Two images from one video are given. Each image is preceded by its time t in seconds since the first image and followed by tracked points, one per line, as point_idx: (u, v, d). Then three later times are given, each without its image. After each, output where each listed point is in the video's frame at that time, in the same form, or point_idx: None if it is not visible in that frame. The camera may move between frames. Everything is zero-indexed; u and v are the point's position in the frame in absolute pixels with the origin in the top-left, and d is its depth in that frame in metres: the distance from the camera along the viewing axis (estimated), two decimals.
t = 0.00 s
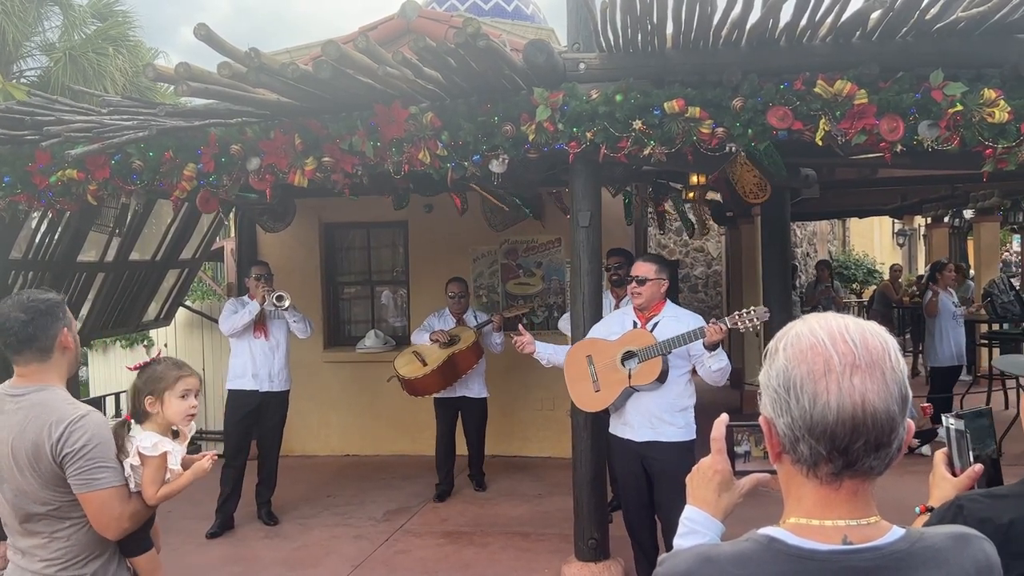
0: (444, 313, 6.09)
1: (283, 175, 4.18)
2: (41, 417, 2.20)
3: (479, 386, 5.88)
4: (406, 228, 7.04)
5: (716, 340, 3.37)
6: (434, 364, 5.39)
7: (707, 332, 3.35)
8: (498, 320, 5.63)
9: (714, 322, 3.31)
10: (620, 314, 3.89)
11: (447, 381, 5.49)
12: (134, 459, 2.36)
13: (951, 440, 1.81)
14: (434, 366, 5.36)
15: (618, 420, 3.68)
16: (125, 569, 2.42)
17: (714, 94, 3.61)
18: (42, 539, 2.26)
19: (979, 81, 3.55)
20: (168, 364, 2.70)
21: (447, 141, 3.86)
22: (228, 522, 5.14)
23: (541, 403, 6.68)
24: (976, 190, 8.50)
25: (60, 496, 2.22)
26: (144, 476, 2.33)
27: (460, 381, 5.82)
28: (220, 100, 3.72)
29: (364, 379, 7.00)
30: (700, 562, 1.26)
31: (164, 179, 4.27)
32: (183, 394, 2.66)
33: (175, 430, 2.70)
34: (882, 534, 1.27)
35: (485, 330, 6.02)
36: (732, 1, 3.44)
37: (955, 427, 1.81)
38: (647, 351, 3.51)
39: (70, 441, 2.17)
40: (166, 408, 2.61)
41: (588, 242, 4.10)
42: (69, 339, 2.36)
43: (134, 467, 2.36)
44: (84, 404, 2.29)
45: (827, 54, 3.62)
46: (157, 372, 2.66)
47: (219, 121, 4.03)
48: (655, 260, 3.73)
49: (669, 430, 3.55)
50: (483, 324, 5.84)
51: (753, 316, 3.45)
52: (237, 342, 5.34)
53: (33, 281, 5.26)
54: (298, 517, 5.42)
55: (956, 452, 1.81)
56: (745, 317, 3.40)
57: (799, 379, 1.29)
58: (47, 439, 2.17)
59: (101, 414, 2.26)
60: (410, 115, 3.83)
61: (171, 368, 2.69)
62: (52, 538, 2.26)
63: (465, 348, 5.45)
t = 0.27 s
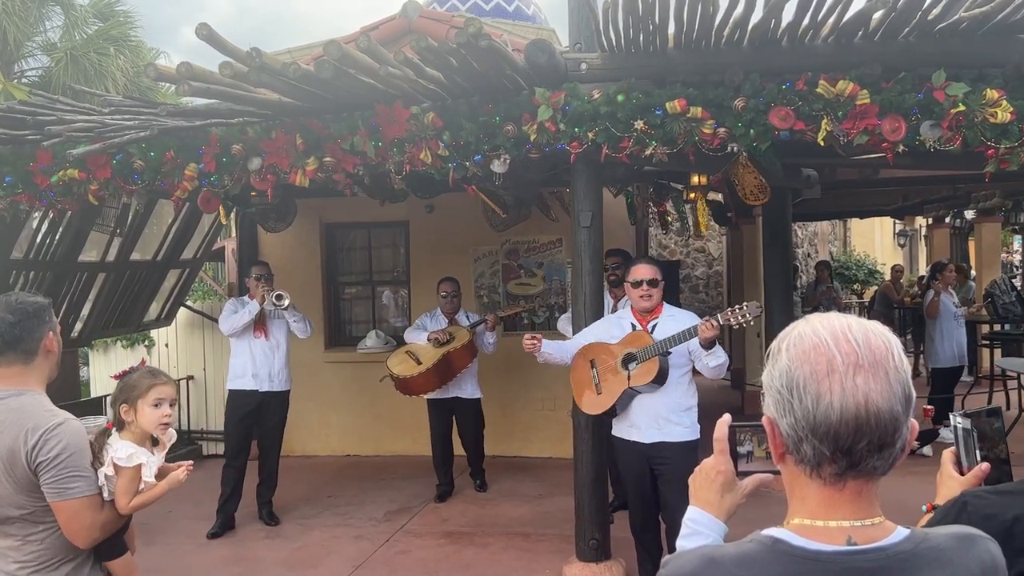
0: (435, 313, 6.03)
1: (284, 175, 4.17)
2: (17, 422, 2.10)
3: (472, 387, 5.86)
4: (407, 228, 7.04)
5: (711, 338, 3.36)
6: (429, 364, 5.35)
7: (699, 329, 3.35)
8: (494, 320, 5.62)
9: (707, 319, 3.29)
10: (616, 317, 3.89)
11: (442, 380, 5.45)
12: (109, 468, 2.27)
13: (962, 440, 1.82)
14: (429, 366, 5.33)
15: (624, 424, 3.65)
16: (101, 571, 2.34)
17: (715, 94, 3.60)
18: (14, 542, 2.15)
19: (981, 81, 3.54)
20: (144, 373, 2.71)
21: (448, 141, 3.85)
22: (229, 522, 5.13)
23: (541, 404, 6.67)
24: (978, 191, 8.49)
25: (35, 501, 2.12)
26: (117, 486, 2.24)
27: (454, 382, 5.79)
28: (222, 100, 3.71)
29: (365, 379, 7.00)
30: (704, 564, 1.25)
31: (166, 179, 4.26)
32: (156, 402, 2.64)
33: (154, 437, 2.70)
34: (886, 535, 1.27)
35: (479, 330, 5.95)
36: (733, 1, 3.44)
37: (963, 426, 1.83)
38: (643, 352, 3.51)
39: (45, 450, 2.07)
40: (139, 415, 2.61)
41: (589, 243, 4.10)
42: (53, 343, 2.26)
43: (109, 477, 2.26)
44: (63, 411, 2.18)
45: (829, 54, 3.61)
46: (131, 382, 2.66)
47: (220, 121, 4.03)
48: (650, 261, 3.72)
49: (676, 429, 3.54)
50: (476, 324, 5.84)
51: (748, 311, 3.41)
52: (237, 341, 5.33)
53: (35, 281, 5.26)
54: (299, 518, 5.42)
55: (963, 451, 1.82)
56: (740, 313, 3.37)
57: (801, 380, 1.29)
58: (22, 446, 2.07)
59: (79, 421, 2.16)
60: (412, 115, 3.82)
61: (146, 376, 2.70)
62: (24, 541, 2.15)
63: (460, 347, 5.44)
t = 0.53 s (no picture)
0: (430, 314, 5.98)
1: (285, 175, 4.17)
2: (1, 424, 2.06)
3: (470, 387, 5.81)
4: (408, 228, 7.04)
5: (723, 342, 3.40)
6: (430, 364, 5.33)
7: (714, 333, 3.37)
8: (491, 319, 5.60)
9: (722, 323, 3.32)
10: (616, 318, 3.88)
11: (444, 381, 5.46)
12: (89, 476, 2.23)
13: (975, 442, 1.83)
14: (429, 367, 5.31)
15: (633, 424, 3.61)
16: None
17: (717, 94, 3.60)
18: None
19: (983, 81, 3.53)
20: (126, 382, 2.67)
21: (450, 141, 3.85)
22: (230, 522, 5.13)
23: (543, 404, 6.67)
24: (980, 191, 8.49)
25: (17, 504, 2.08)
26: (98, 494, 2.21)
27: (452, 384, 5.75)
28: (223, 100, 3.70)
29: (366, 379, 6.99)
30: (707, 564, 1.25)
31: (167, 179, 4.25)
32: (138, 412, 2.60)
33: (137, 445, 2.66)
34: (891, 535, 1.26)
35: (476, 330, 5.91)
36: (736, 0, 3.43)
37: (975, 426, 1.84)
38: (654, 354, 3.52)
39: (28, 453, 2.04)
40: (122, 424, 2.57)
41: (591, 243, 4.09)
42: (44, 346, 2.23)
43: (90, 484, 2.23)
44: (49, 414, 2.14)
45: (832, 53, 3.60)
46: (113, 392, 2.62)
47: (222, 121, 4.03)
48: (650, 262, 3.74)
49: (686, 427, 3.56)
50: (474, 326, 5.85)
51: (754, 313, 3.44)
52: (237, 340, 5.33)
53: (36, 281, 5.26)
54: (300, 518, 5.42)
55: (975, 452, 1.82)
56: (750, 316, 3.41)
57: (806, 380, 1.28)
58: (6, 449, 2.04)
59: (64, 426, 2.13)
60: (414, 115, 3.82)
61: (127, 386, 2.65)
62: (5, 542, 2.10)
63: (460, 347, 5.43)
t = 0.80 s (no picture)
0: (431, 315, 5.97)
1: (287, 176, 4.16)
2: None
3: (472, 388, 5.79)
4: (409, 229, 7.04)
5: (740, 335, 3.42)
6: (431, 364, 5.33)
7: (732, 328, 3.38)
8: (491, 318, 5.60)
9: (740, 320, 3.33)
10: (620, 318, 3.87)
11: (447, 381, 5.47)
12: (84, 476, 2.24)
13: (976, 447, 1.80)
14: (431, 367, 5.30)
15: (646, 426, 3.61)
16: None
17: (719, 95, 3.60)
18: None
19: (986, 83, 3.52)
20: (110, 380, 2.63)
21: (451, 142, 3.85)
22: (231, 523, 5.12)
23: (544, 405, 6.66)
24: (982, 193, 8.48)
25: (13, 506, 2.08)
26: (94, 494, 2.21)
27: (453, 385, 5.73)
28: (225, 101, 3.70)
29: (367, 380, 6.99)
30: (709, 566, 1.25)
31: (169, 179, 4.25)
32: (123, 410, 2.57)
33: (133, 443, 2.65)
34: (893, 538, 1.26)
35: (476, 330, 5.90)
36: (738, 1, 3.43)
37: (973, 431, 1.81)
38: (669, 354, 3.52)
39: (25, 454, 2.04)
40: (110, 424, 2.55)
41: (592, 244, 4.09)
42: (42, 347, 2.23)
43: (85, 485, 2.23)
44: (46, 415, 2.14)
45: (834, 54, 3.60)
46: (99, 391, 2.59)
47: (223, 121, 4.03)
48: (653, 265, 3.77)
49: (698, 425, 3.61)
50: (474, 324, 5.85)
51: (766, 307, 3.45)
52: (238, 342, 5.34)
53: (37, 282, 5.26)
54: (301, 519, 5.41)
55: (974, 458, 1.80)
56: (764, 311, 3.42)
57: (808, 382, 1.28)
58: (3, 449, 2.04)
59: (61, 427, 2.13)
60: (415, 116, 3.82)
61: (112, 383, 2.62)
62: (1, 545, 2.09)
63: (461, 347, 5.43)
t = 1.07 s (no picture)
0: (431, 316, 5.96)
1: (289, 176, 4.16)
2: (9, 421, 2.06)
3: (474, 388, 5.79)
4: (411, 230, 7.04)
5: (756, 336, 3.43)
6: (435, 365, 5.33)
7: (748, 329, 3.40)
8: (493, 318, 5.59)
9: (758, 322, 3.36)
10: (638, 320, 3.87)
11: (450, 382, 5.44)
12: (95, 470, 2.28)
13: (975, 452, 1.78)
14: (435, 369, 5.31)
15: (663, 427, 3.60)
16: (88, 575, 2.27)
17: (720, 96, 3.60)
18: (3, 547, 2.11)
19: (989, 84, 3.52)
20: (114, 373, 2.64)
21: (453, 142, 3.84)
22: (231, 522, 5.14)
23: (546, 406, 6.66)
24: (984, 194, 8.46)
25: (25, 503, 2.08)
26: (104, 489, 2.23)
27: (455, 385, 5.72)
28: (227, 101, 3.69)
29: (368, 380, 6.99)
30: (712, 567, 1.24)
31: (171, 180, 4.24)
32: (128, 403, 2.58)
33: (141, 436, 2.66)
34: (896, 538, 1.25)
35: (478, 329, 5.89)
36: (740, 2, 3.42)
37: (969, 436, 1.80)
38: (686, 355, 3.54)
39: (35, 450, 2.03)
40: (115, 417, 2.56)
41: (594, 244, 4.09)
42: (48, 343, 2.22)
43: (95, 480, 2.27)
44: (55, 411, 2.13)
45: (837, 55, 3.59)
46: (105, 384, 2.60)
47: (225, 122, 4.03)
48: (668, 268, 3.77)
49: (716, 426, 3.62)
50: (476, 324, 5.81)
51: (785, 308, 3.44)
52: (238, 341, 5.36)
53: (39, 282, 5.26)
54: (302, 520, 5.41)
55: (976, 461, 1.78)
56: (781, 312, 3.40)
57: (811, 381, 1.27)
58: (13, 445, 2.03)
59: (72, 422, 2.12)
60: (417, 116, 3.82)
61: (115, 376, 2.63)
62: (13, 544, 2.10)
63: (465, 347, 5.43)
